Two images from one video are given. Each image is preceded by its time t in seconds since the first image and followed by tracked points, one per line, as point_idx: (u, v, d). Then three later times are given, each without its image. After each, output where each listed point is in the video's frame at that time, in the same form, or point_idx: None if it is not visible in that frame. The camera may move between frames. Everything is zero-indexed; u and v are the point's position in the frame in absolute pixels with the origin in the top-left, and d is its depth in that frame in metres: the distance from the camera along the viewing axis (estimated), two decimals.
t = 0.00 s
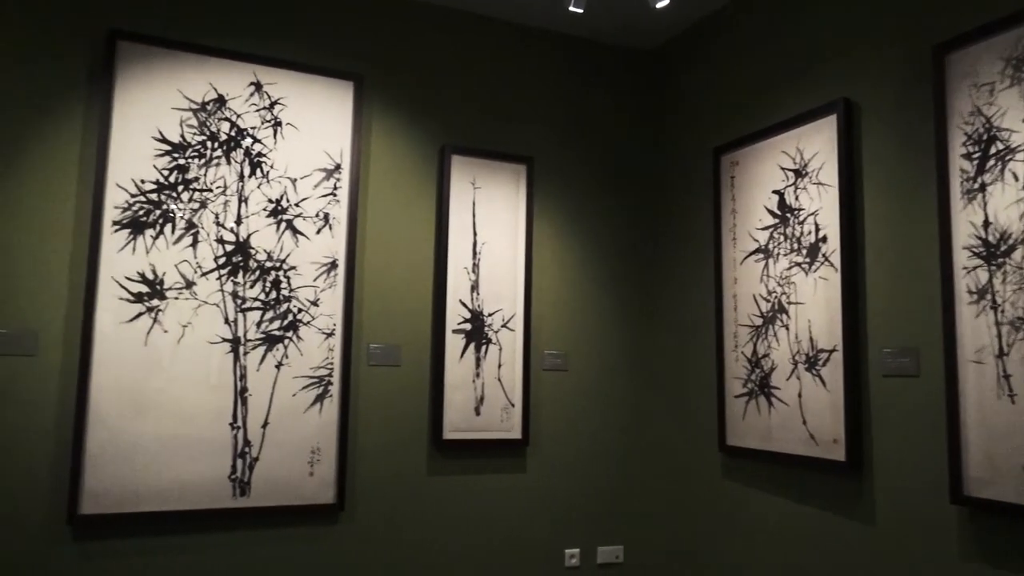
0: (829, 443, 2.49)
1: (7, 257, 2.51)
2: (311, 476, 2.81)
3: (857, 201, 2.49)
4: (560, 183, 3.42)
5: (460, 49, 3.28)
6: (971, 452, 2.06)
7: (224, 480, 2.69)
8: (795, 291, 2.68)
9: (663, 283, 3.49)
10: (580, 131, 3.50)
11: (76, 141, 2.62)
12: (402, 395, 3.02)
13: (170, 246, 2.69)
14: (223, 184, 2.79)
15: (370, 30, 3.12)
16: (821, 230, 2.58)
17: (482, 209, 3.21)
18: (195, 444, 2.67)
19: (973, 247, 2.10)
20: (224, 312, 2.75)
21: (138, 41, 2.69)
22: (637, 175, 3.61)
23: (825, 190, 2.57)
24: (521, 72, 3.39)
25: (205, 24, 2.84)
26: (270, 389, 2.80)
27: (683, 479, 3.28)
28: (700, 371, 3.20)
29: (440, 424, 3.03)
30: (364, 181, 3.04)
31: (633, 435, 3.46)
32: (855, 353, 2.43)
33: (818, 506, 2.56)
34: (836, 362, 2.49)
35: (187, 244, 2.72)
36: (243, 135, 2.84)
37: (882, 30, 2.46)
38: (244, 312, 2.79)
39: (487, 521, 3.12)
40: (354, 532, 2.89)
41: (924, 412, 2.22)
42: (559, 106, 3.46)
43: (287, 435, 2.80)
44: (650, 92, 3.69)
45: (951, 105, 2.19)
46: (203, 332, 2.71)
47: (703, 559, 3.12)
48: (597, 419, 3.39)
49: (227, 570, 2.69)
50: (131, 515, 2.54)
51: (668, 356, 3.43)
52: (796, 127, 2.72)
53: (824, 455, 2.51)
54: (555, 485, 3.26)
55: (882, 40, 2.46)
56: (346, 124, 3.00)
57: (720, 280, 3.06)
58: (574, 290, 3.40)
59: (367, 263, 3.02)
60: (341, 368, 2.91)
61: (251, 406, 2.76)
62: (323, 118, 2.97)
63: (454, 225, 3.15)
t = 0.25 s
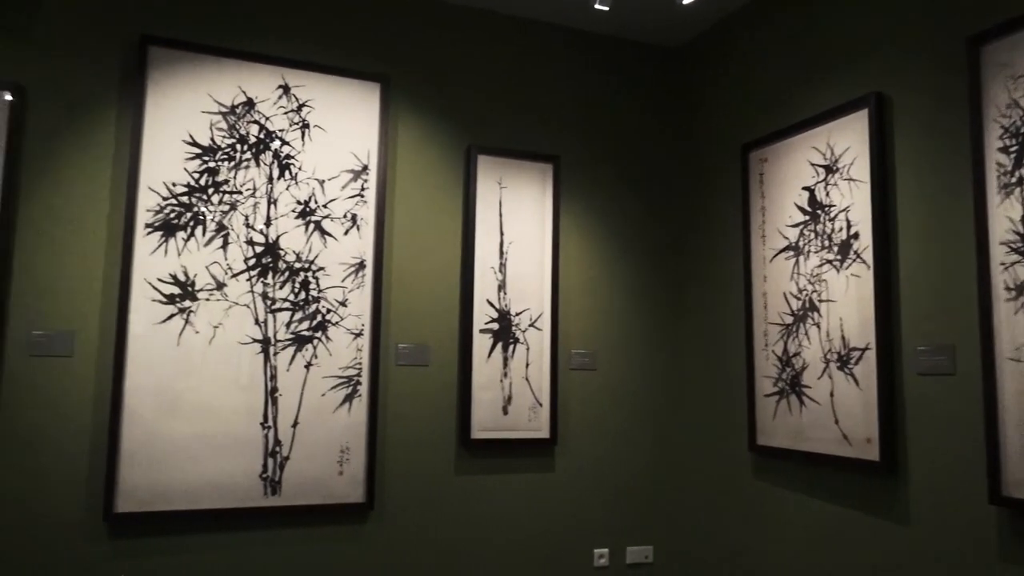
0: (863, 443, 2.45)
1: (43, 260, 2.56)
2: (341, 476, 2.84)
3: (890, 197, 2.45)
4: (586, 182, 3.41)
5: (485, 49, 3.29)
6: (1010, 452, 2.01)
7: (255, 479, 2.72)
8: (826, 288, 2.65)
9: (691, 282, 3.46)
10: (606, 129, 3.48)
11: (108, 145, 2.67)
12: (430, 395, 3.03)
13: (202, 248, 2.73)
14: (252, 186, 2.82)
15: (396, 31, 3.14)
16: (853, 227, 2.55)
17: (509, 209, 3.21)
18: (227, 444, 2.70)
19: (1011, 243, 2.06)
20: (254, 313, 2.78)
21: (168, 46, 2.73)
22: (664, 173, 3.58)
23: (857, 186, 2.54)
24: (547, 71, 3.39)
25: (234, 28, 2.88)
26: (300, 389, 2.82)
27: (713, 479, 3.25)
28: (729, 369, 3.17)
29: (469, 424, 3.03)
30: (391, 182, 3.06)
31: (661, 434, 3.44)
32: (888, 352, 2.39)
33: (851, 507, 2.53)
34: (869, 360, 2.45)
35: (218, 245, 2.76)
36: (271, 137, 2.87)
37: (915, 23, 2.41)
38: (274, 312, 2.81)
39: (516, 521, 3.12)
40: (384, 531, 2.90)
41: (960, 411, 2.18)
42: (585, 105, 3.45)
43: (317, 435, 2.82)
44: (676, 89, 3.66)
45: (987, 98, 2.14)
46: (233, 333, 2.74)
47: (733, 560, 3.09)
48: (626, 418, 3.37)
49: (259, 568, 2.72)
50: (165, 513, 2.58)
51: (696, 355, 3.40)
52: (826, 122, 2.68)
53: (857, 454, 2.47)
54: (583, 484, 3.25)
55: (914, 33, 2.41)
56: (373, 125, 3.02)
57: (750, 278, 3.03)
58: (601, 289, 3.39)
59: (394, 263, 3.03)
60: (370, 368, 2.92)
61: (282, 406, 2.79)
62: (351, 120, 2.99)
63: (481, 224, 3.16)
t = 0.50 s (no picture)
0: (896, 442, 2.41)
1: (77, 263, 2.60)
2: (370, 475, 2.85)
3: (923, 192, 2.41)
4: (613, 181, 3.39)
5: (510, 49, 3.28)
6: None
7: (285, 478, 2.74)
8: (858, 286, 2.61)
9: (720, 280, 3.43)
10: (632, 127, 3.46)
11: (140, 149, 2.70)
12: (457, 394, 3.04)
13: (231, 250, 2.76)
14: (280, 188, 2.85)
15: (422, 32, 3.14)
16: (885, 223, 2.51)
17: (535, 208, 3.21)
18: (257, 443, 2.72)
19: None
20: (283, 314, 2.81)
21: (197, 50, 2.76)
22: (691, 170, 3.56)
23: (889, 181, 2.50)
24: (572, 70, 3.38)
25: (261, 31, 2.90)
26: (329, 389, 2.84)
27: (742, 479, 3.22)
28: (759, 368, 3.14)
29: (496, 423, 3.03)
30: (418, 182, 3.07)
31: (690, 434, 3.41)
32: (922, 350, 2.35)
33: (885, 508, 2.49)
34: (903, 358, 2.41)
35: (247, 247, 2.78)
36: (299, 139, 2.89)
37: (949, 15, 2.37)
38: (303, 313, 2.83)
39: (543, 520, 3.11)
40: (412, 530, 2.91)
41: (997, 411, 2.13)
42: (611, 103, 3.44)
43: (346, 434, 2.84)
44: (703, 85, 3.63)
45: None
46: (263, 333, 2.77)
47: (764, 561, 3.06)
48: (654, 418, 3.35)
49: (289, 566, 2.74)
50: (197, 512, 2.61)
51: (725, 353, 3.37)
52: (857, 117, 2.64)
53: (891, 454, 2.43)
54: (612, 484, 3.24)
55: (948, 25, 2.37)
56: (400, 126, 3.03)
57: (779, 276, 2.99)
58: (628, 288, 3.37)
59: (421, 263, 3.04)
60: (397, 368, 2.93)
61: (311, 406, 2.81)
62: (377, 121, 3.00)
63: (507, 224, 3.15)
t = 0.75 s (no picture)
0: (933, 443, 2.37)
1: (111, 265, 2.65)
2: (400, 475, 2.86)
3: (960, 187, 2.36)
4: (641, 179, 3.37)
5: (536, 48, 3.27)
6: None
7: (316, 477, 2.76)
8: (893, 283, 2.56)
9: (751, 278, 3.39)
10: (660, 125, 3.44)
11: (172, 153, 2.74)
12: (486, 394, 3.04)
13: (262, 251, 2.78)
14: (310, 189, 2.87)
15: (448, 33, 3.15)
16: (920, 219, 2.46)
17: (563, 207, 3.20)
18: (288, 443, 2.75)
19: None
20: (313, 314, 2.83)
21: (227, 54, 2.79)
22: (721, 167, 3.52)
23: (924, 177, 2.45)
24: (599, 68, 3.36)
25: (290, 35, 2.93)
26: (359, 389, 2.85)
27: (775, 479, 3.18)
28: (791, 367, 3.10)
29: (525, 423, 3.03)
30: (445, 183, 3.07)
31: (721, 434, 3.38)
32: (959, 348, 2.30)
33: (922, 509, 2.44)
34: (939, 357, 2.36)
35: (277, 248, 2.81)
36: (327, 141, 2.91)
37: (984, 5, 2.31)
38: (333, 314, 2.85)
39: (573, 520, 3.10)
40: (442, 529, 2.92)
41: None
42: (638, 100, 3.41)
43: (376, 434, 2.85)
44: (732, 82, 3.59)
45: None
46: (293, 334, 2.79)
47: (797, 563, 3.02)
48: (684, 417, 3.32)
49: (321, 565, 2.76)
50: (229, 511, 2.64)
51: (757, 353, 3.33)
52: (890, 111, 2.60)
53: (928, 455, 2.39)
54: (642, 485, 3.22)
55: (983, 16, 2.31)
56: (427, 126, 3.03)
57: (812, 273, 2.95)
58: (657, 287, 3.34)
59: (449, 263, 3.05)
60: (427, 368, 2.94)
61: (341, 405, 2.83)
62: (405, 122, 3.01)
63: (535, 223, 3.15)
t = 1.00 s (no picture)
0: (976, 443, 2.32)
1: (149, 268, 2.69)
2: (432, 475, 2.87)
3: (1001, 182, 2.31)
4: (671, 178, 3.34)
5: (565, 48, 3.27)
6: None
7: (350, 477, 2.78)
8: (932, 281, 2.51)
9: (784, 277, 3.35)
10: (690, 123, 3.41)
11: (206, 157, 2.78)
12: (518, 394, 3.04)
13: (295, 253, 2.81)
14: (342, 191, 2.89)
15: (477, 34, 3.15)
16: (960, 215, 2.42)
17: (594, 206, 3.18)
18: (322, 443, 2.77)
19: None
20: (346, 315, 2.85)
21: (259, 59, 2.83)
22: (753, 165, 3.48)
23: (964, 172, 2.40)
24: (628, 67, 3.34)
25: (320, 39, 2.95)
26: (391, 389, 2.87)
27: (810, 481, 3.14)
28: (827, 367, 3.05)
29: (557, 423, 3.02)
30: (476, 183, 3.08)
31: (755, 434, 3.34)
32: (1002, 347, 2.25)
33: (964, 512, 2.39)
34: (981, 356, 2.31)
35: (310, 250, 2.83)
36: (359, 143, 2.93)
37: None
38: (365, 314, 2.87)
39: (606, 521, 3.09)
40: (475, 529, 2.92)
41: None
42: (669, 99, 3.39)
43: (408, 434, 2.87)
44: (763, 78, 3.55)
45: None
46: (326, 335, 2.82)
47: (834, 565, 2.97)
48: (717, 418, 3.29)
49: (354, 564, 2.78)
50: (265, 511, 2.67)
51: (791, 352, 3.29)
52: (928, 105, 2.55)
53: (970, 455, 2.34)
54: (675, 485, 3.19)
55: None
56: (457, 128, 3.04)
57: (847, 271, 2.90)
58: (690, 286, 3.32)
59: (480, 263, 3.05)
60: (458, 369, 2.95)
61: (373, 406, 2.84)
62: (435, 123, 3.02)
63: (566, 223, 3.14)
